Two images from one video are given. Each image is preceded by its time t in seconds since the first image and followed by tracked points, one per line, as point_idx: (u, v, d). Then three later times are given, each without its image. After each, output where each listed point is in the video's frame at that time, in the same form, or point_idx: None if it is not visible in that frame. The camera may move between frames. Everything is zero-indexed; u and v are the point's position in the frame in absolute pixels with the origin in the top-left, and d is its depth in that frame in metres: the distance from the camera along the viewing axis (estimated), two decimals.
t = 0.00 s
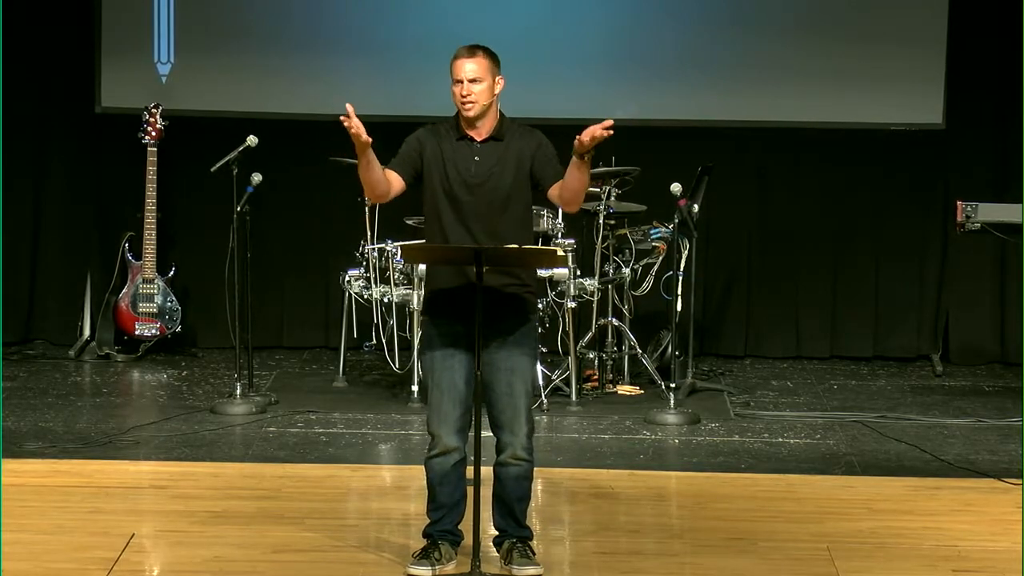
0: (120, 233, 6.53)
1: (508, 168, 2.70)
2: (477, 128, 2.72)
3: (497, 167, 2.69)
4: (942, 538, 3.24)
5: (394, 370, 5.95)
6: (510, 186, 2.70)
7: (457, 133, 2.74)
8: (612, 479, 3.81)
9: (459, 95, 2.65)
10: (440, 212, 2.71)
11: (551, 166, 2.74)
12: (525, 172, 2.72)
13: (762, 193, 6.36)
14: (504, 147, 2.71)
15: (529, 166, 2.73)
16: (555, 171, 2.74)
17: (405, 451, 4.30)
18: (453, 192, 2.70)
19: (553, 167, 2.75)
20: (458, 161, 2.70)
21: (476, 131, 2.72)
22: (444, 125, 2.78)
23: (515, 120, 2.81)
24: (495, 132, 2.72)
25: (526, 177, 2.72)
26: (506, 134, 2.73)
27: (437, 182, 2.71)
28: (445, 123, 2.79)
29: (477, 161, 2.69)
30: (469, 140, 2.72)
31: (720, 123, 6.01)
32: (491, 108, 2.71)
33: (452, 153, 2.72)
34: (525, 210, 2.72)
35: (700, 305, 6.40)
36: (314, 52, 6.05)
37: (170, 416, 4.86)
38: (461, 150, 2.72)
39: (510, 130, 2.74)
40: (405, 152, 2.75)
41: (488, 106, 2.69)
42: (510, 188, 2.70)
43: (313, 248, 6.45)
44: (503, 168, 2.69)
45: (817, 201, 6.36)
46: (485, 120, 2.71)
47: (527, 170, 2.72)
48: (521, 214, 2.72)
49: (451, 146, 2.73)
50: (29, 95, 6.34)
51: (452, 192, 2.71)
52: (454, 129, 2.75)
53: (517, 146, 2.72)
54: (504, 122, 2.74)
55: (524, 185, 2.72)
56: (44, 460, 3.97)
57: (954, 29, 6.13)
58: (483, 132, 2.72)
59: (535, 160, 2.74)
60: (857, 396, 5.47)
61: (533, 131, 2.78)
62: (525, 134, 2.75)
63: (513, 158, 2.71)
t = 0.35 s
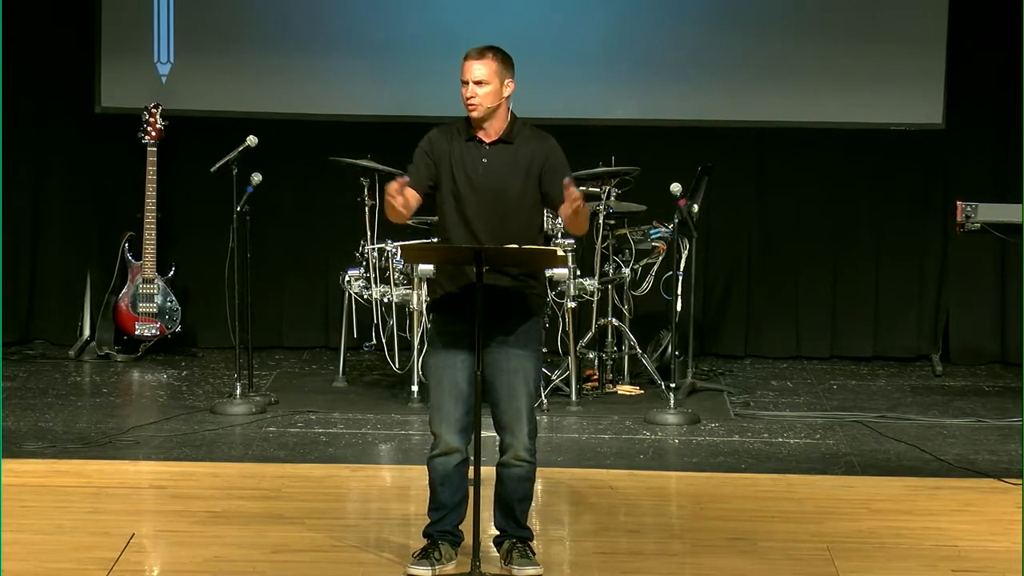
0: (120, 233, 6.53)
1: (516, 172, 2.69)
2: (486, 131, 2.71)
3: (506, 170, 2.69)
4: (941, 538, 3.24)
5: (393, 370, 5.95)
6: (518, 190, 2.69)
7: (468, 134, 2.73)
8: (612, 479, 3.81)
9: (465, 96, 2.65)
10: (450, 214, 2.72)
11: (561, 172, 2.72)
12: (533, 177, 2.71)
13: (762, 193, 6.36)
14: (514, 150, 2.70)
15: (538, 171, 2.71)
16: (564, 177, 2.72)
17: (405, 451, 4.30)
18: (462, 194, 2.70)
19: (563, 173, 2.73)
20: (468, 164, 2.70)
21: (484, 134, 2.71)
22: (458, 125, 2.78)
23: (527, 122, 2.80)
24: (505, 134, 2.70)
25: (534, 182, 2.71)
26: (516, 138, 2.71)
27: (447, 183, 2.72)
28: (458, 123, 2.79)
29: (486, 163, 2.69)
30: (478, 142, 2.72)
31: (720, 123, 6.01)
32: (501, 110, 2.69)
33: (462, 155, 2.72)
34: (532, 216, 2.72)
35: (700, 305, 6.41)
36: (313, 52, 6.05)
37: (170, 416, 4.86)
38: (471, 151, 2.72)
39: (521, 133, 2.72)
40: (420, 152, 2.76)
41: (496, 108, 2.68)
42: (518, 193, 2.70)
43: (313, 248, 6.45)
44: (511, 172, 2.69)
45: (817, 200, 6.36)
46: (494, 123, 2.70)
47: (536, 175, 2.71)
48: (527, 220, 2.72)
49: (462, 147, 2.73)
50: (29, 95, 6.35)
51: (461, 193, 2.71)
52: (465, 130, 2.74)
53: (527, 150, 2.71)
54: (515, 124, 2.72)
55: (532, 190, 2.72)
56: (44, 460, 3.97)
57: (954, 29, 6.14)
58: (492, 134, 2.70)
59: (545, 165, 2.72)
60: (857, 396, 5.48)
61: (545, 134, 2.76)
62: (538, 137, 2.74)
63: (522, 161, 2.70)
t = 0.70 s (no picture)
0: (120, 233, 6.53)
1: (530, 174, 2.70)
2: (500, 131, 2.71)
3: (520, 172, 2.70)
4: (941, 538, 3.23)
5: (393, 370, 5.95)
6: (532, 191, 2.70)
7: (480, 134, 2.73)
8: (613, 478, 3.81)
9: (478, 95, 2.64)
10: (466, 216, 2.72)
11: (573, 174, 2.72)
12: (547, 178, 2.71)
13: (762, 194, 6.36)
14: (528, 151, 2.71)
15: (552, 172, 2.72)
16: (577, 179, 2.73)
17: (405, 451, 4.30)
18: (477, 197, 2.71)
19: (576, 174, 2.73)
20: (482, 165, 2.71)
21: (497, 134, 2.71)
22: (472, 123, 2.76)
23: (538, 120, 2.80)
24: (518, 135, 2.71)
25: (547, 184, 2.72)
26: (529, 138, 2.72)
27: (462, 185, 2.72)
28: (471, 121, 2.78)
29: (500, 164, 2.70)
30: (491, 142, 2.72)
31: (720, 123, 6.01)
32: (514, 110, 2.68)
33: (476, 156, 2.72)
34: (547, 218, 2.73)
35: (700, 305, 6.41)
36: (313, 52, 6.05)
37: (170, 416, 4.85)
38: (485, 152, 2.72)
39: (534, 134, 2.72)
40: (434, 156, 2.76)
41: (510, 108, 2.67)
42: (532, 195, 2.71)
43: (313, 248, 6.44)
44: (525, 173, 2.70)
45: (817, 200, 6.36)
46: (508, 123, 2.69)
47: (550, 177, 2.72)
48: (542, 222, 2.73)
49: (476, 148, 2.72)
50: (29, 95, 6.35)
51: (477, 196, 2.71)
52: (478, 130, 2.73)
53: (541, 151, 2.71)
54: (528, 124, 2.73)
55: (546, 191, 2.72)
56: (44, 460, 3.97)
57: (953, 29, 6.14)
58: (504, 134, 2.71)
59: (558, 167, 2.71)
60: (857, 396, 5.48)
61: (558, 135, 2.75)
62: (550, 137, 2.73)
63: (536, 162, 2.70)
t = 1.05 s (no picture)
0: (120, 233, 6.52)
1: (540, 174, 2.70)
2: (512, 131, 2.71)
3: (530, 172, 2.70)
4: (942, 538, 3.24)
5: (393, 370, 5.95)
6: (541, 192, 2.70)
7: (490, 135, 2.73)
8: (612, 478, 3.81)
9: (494, 93, 2.64)
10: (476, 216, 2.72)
11: (583, 175, 2.72)
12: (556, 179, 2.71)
13: (762, 194, 6.36)
14: (539, 151, 2.70)
15: (562, 172, 2.72)
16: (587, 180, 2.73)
17: (405, 451, 4.30)
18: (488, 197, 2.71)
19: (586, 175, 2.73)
20: (493, 165, 2.71)
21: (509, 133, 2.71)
22: (484, 124, 2.77)
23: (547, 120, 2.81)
24: (529, 135, 2.71)
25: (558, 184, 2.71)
26: (541, 139, 2.71)
27: (473, 185, 2.72)
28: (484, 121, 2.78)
29: (510, 164, 2.70)
30: (502, 142, 2.72)
31: (720, 123, 6.01)
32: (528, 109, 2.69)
33: (487, 155, 2.72)
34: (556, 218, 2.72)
35: (700, 305, 6.40)
36: (313, 52, 6.05)
37: (170, 416, 4.85)
38: (494, 152, 2.72)
39: (546, 135, 2.72)
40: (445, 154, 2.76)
41: (524, 106, 2.67)
42: (543, 195, 2.70)
43: (313, 248, 6.45)
44: (534, 174, 2.70)
45: (817, 200, 6.36)
46: (521, 122, 2.70)
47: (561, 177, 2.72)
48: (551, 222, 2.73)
49: (485, 148, 2.72)
50: (30, 95, 6.35)
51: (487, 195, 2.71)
52: (490, 130, 2.73)
53: (552, 152, 2.71)
54: (539, 124, 2.73)
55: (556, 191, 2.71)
56: (44, 460, 3.96)
57: (953, 29, 6.13)
58: (517, 134, 2.71)
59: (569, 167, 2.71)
60: (857, 396, 5.48)
61: (570, 136, 2.76)
62: (561, 139, 2.73)
63: (546, 163, 2.70)
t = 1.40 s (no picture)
0: (120, 232, 6.52)
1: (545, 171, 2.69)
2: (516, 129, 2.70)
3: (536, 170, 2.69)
4: (942, 538, 3.24)
5: (393, 370, 5.95)
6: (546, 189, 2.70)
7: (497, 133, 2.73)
8: (612, 478, 3.81)
9: (498, 89, 2.64)
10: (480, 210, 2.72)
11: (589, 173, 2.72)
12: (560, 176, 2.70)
13: (762, 194, 6.36)
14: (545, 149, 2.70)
15: (567, 170, 2.71)
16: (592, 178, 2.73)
17: (405, 451, 4.30)
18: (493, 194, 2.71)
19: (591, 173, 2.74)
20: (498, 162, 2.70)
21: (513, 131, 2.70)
22: (491, 123, 2.77)
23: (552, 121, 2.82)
24: (535, 134, 2.71)
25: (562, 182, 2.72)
26: (546, 137, 2.72)
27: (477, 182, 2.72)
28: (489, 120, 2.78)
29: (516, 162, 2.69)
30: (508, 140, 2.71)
31: (720, 123, 6.01)
32: (532, 108, 2.69)
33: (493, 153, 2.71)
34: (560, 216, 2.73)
35: (699, 305, 6.41)
36: (313, 51, 6.05)
37: (170, 416, 4.85)
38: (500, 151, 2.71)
39: (551, 133, 2.72)
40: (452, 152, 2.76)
41: (528, 105, 2.67)
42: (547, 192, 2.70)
43: (313, 248, 6.45)
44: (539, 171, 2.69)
45: (817, 200, 6.36)
46: (525, 120, 2.69)
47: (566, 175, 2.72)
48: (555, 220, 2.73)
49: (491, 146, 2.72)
50: (30, 95, 6.35)
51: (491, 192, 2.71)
52: (496, 129, 2.74)
53: (557, 149, 2.71)
54: (544, 123, 2.73)
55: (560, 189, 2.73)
56: (45, 459, 3.97)
57: (953, 29, 6.13)
58: (520, 133, 2.69)
59: (574, 165, 2.71)
60: (857, 396, 5.48)
61: (575, 134, 2.77)
62: (566, 137, 2.73)
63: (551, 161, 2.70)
